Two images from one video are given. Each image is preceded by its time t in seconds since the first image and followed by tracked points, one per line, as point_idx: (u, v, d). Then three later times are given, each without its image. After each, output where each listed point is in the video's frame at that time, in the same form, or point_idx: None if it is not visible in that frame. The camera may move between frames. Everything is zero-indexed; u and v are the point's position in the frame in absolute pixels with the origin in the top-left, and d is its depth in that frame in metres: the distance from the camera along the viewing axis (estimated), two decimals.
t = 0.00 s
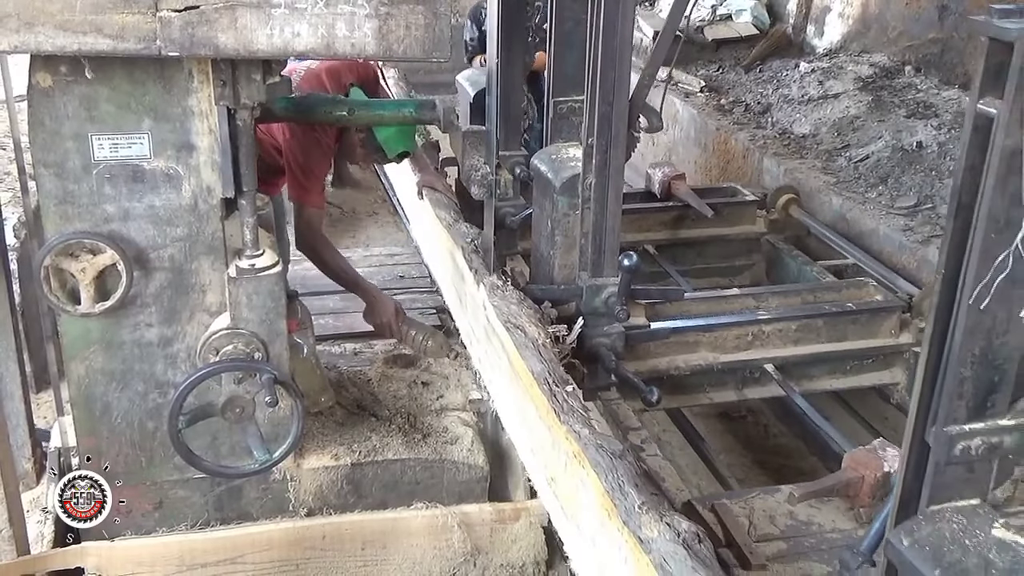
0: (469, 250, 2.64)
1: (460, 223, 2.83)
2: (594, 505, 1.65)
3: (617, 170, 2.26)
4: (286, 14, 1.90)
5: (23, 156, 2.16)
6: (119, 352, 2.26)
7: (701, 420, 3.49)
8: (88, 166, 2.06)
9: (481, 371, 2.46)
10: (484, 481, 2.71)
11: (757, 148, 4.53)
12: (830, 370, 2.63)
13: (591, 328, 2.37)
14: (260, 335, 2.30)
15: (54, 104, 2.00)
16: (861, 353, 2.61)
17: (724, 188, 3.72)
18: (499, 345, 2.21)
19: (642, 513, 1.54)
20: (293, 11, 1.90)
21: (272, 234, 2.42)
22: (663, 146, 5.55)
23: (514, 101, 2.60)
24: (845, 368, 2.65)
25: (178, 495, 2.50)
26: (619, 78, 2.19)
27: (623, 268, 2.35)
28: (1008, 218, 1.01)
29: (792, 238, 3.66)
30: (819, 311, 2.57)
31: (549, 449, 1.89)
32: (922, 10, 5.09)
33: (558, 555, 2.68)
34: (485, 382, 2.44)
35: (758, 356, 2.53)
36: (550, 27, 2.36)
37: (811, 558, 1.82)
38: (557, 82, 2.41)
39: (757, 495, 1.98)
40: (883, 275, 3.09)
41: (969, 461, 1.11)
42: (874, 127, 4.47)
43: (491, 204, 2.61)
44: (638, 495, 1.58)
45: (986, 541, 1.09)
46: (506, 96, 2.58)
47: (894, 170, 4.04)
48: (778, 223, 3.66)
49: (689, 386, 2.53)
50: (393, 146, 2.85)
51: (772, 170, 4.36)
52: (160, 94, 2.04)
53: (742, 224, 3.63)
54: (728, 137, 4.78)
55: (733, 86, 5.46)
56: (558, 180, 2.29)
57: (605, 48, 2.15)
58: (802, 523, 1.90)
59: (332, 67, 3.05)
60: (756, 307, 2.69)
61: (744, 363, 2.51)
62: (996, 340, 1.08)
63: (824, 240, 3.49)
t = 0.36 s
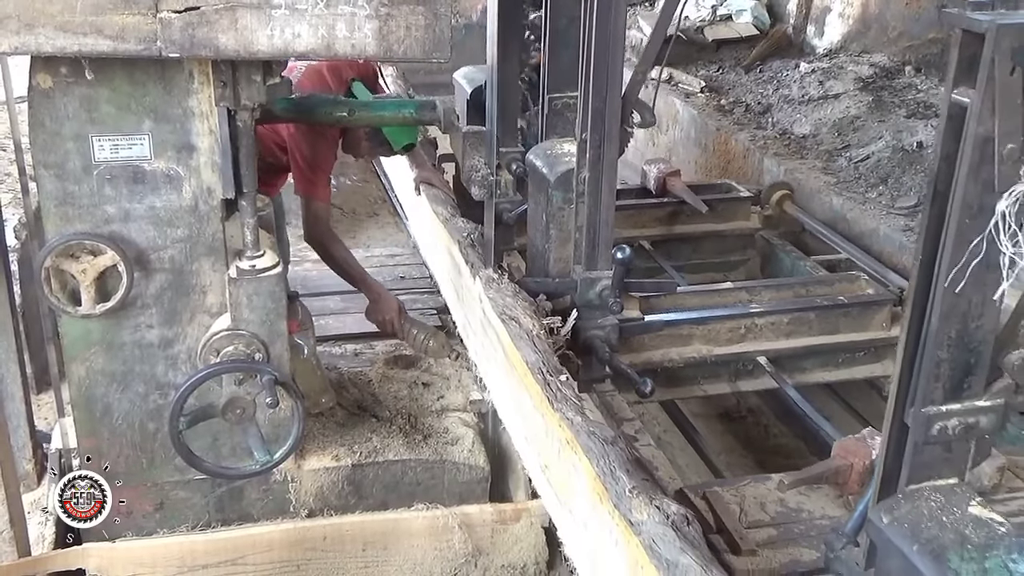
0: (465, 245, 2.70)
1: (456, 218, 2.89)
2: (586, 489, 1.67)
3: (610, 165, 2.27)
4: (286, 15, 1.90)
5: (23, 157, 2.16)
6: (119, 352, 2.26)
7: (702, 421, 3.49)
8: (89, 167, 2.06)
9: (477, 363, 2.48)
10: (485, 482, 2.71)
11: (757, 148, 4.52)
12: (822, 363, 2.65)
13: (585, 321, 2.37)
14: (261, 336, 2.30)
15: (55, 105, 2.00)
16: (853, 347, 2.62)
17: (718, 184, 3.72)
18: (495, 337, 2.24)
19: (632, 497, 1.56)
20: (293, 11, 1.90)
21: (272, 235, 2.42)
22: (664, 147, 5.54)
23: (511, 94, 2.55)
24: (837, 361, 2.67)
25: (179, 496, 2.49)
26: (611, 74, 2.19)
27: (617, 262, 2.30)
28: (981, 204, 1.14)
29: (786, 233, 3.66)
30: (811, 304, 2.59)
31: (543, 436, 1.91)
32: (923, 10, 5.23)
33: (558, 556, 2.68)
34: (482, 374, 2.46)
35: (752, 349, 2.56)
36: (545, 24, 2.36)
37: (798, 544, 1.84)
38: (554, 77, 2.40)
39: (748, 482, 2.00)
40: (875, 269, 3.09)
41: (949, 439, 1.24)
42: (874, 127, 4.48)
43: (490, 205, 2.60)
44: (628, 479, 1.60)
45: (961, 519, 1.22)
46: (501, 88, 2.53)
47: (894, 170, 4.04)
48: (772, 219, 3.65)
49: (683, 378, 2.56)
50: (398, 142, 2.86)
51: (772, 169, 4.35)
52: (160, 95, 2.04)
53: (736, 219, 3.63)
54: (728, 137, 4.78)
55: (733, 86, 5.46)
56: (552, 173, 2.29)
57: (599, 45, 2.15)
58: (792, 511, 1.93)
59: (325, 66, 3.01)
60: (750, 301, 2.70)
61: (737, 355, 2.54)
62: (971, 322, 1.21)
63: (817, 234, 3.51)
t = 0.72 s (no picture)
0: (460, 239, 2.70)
1: (450, 215, 2.93)
2: (576, 479, 1.71)
3: (601, 163, 2.34)
4: (283, 18, 1.90)
5: (21, 160, 2.16)
6: (117, 356, 2.26)
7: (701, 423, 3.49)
8: (86, 170, 2.06)
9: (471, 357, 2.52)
10: (484, 485, 2.72)
11: (756, 150, 4.52)
12: (811, 359, 2.63)
13: (577, 317, 2.42)
14: (258, 339, 2.29)
15: (52, 108, 2.00)
16: (843, 342, 2.60)
17: (712, 183, 3.75)
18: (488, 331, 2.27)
19: (619, 485, 1.59)
20: (291, 14, 1.89)
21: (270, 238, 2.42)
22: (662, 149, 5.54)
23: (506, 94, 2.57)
24: (827, 357, 2.64)
25: (177, 499, 2.49)
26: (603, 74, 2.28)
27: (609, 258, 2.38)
28: (954, 195, 1.17)
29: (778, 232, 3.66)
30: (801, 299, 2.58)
31: (535, 428, 1.95)
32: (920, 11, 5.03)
33: (556, 559, 2.68)
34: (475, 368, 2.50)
35: (741, 344, 2.54)
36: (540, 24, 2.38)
37: (784, 536, 1.83)
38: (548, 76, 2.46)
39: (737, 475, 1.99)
40: (866, 267, 3.07)
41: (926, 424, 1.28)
42: (873, 130, 4.49)
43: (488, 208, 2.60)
44: (616, 468, 1.64)
45: (938, 502, 1.25)
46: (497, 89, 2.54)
47: (892, 173, 4.05)
48: (764, 217, 3.67)
49: (674, 373, 2.55)
50: (396, 142, 2.84)
51: (769, 171, 4.35)
52: (158, 98, 2.04)
53: (729, 218, 3.65)
54: (727, 139, 4.77)
55: (732, 89, 5.46)
56: (546, 172, 2.35)
57: (591, 44, 2.24)
58: (780, 501, 1.92)
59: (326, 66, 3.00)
60: (739, 297, 2.70)
61: (727, 351, 2.51)
62: (947, 309, 1.24)
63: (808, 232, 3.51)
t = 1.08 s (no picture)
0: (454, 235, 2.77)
1: (446, 211, 2.96)
2: (565, 465, 1.79)
3: (594, 159, 2.37)
4: (282, 20, 1.90)
5: (19, 161, 2.16)
6: (115, 357, 2.26)
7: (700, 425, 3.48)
8: (85, 172, 2.06)
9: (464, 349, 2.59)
10: (482, 487, 2.72)
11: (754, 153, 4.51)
12: (801, 352, 2.72)
13: (570, 310, 2.45)
14: (257, 340, 2.29)
15: (51, 109, 2.00)
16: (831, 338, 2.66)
17: (706, 181, 3.74)
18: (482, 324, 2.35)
19: (607, 471, 1.68)
20: (291, 16, 1.89)
21: (269, 240, 2.42)
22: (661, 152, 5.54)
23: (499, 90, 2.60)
24: (817, 351, 2.73)
25: (175, 501, 2.49)
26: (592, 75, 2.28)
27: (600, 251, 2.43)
28: (927, 182, 1.23)
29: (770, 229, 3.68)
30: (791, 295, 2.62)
31: (526, 418, 2.03)
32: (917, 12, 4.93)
33: (555, 561, 2.67)
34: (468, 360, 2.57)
35: (732, 340, 2.58)
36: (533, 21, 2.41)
37: (772, 522, 1.83)
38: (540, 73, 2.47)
39: (726, 463, 2.01)
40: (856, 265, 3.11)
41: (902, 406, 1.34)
42: (871, 133, 4.51)
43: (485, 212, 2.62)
44: (604, 454, 1.72)
45: (914, 483, 1.30)
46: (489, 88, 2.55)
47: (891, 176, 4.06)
48: (757, 215, 3.68)
49: (665, 366, 2.67)
50: (395, 145, 2.85)
51: (768, 173, 4.35)
52: (157, 100, 2.04)
53: (721, 216, 3.64)
54: (726, 142, 4.76)
55: (731, 91, 5.46)
56: (538, 167, 2.37)
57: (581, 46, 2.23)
58: (767, 490, 1.93)
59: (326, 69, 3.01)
60: (731, 292, 2.74)
61: (718, 346, 2.57)
62: (922, 295, 1.31)
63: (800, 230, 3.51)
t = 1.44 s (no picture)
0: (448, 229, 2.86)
1: (441, 206, 3.04)
2: (556, 451, 1.86)
3: (586, 153, 2.51)
4: (282, 19, 1.90)
5: (18, 160, 2.16)
6: (114, 357, 2.25)
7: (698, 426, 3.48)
8: (84, 171, 2.05)
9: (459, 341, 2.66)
10: (481, 487, 2.72)
11: (752, 153, 4.51)
12: (791, 347, 2.68)
13: (563, 302, 2.53)
14: (256, 340, 2.29)
15: (50, 108, 2.00)
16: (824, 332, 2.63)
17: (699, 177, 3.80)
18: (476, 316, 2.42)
19: (596, 455, 1.75)
20: (290, 15, 1.90)
21: (268, 240, 2.42)
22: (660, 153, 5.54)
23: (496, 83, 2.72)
24: (807, 345, 2.69)
25: (173, 501, 2.49)
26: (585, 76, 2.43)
27: (592, 243, 2.53)
28: (903, 172, 1.32)
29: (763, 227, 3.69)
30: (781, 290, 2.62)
31: (519, 406, 2.10)
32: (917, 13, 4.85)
33: (553, 561, 2.67)
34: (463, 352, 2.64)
35: (723, 332, 2.59)
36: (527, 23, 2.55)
37: (758, 509, 1.89)
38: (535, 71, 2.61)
39: (714, 453, 2.06)
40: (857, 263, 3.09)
41: (881, 388, 1.43)
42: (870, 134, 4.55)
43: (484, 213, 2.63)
44: (594, 439, 1.79)
45: (892, 463, 1.33)
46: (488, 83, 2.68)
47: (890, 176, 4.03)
48: (750, 212, 3.71)
49: (657, 359, 2.61)
50: (396, 145, 2.85)
51: (767, 173, 4.34)
52: (156, 99, 2.04)
53: (715, 212, 3.71)
54: (725, 143, 4.76)
55: (730, 92, 5.46)
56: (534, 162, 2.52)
57: (575, 43, 2.38)
58: (755, 479, 1.99)
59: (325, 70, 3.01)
60: (722, 286, 2.74)
61: (708, 338, 2.57)
62: (899, 281, 1.39)
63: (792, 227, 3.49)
